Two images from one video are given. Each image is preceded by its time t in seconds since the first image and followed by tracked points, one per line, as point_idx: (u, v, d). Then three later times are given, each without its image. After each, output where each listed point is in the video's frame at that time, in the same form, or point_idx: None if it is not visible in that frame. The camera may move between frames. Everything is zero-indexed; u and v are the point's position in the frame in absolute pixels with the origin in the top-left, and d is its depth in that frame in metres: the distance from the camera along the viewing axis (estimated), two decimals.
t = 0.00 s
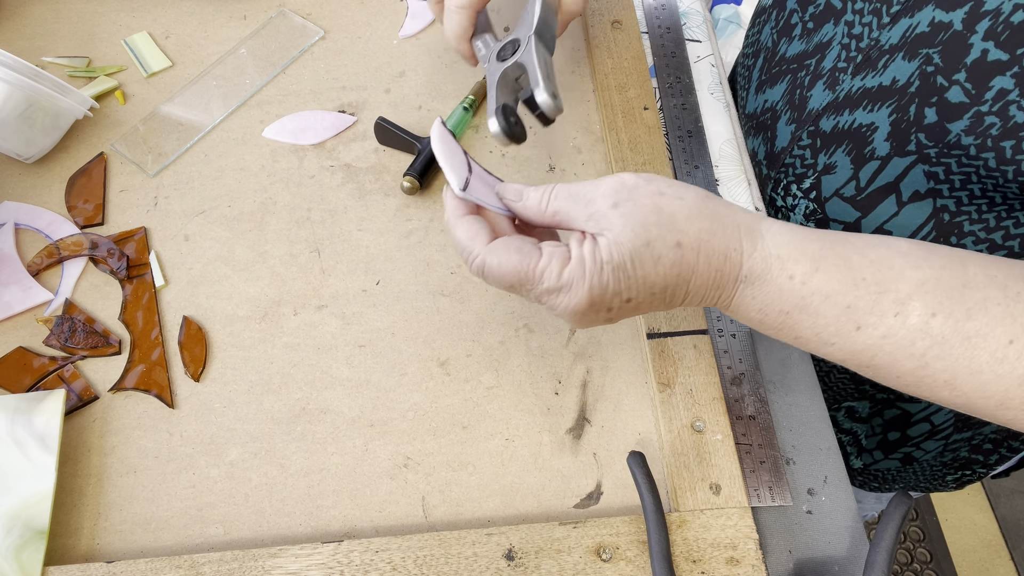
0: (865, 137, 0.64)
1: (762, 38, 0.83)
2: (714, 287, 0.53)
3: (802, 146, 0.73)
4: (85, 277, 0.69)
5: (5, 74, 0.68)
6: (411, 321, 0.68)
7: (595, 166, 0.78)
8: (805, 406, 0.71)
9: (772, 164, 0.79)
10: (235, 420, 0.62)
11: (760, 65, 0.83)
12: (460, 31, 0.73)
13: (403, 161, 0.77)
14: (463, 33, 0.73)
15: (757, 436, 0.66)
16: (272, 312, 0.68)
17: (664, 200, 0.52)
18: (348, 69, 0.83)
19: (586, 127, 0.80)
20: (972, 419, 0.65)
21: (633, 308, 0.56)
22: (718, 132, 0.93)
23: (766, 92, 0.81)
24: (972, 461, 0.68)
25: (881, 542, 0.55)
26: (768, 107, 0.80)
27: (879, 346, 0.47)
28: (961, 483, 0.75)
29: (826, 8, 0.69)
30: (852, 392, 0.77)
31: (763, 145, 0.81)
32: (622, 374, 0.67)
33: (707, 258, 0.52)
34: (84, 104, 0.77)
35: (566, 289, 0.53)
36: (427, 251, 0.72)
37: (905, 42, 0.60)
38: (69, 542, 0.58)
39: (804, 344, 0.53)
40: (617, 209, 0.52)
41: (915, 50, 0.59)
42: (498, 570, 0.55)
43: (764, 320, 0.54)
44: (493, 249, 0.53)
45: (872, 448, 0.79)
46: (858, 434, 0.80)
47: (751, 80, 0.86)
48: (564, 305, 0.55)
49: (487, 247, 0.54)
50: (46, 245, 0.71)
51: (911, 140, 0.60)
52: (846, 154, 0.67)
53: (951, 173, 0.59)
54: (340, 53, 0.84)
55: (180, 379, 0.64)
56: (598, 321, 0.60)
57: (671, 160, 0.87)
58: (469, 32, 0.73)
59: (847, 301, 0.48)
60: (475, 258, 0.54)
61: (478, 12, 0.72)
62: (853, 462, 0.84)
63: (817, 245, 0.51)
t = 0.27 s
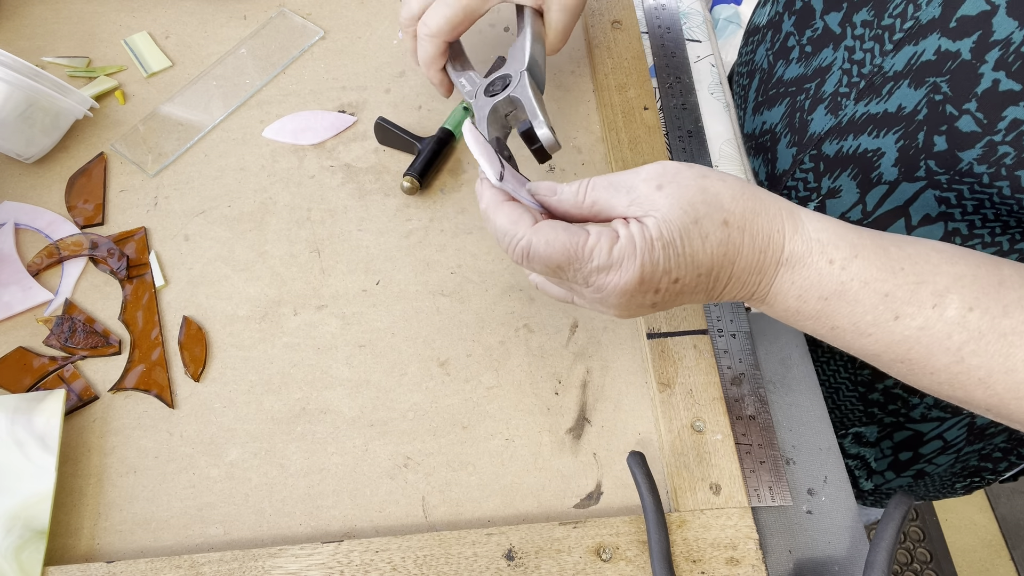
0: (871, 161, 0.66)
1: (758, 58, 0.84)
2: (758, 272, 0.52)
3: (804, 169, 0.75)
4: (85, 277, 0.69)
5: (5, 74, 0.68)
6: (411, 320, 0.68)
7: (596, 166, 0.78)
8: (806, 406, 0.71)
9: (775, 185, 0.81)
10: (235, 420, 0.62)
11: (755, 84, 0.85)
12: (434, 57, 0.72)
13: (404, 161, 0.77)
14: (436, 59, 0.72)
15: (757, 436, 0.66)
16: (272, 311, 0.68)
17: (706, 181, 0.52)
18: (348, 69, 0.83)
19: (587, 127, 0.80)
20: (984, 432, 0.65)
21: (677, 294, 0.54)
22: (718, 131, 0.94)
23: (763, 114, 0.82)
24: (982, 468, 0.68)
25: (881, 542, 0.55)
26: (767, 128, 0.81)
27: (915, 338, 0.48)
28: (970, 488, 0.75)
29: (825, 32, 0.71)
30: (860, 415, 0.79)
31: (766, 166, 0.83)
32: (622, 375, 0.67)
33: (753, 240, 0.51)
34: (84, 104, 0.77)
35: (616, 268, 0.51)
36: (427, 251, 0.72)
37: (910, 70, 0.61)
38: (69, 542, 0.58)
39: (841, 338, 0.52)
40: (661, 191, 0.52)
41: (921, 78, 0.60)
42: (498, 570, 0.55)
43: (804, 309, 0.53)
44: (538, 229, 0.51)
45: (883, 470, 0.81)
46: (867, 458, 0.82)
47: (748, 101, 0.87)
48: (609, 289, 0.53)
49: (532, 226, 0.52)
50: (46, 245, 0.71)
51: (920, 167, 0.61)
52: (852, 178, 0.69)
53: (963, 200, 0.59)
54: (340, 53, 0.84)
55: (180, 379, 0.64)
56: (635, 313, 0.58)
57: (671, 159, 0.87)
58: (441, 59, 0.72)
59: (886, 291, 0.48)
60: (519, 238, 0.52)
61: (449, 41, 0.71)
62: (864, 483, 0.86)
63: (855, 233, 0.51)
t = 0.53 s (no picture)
0: (868, 168, 0.66)
1: (756, 62, 0.85)
2: (750, 274, 0.52)
3: (801, 175, 0.75)
4: (85, 277, 0.69)
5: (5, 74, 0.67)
6: (411, 321, 0.68)
7: (596, 166, 0.78)
8: (806, 406, 0.71)
9: (771, 190, 0.81)
10: (236, 420, 0.62)
11: (752, 90, 0.85)
12: (438, 71, 0.71)
13: (403, 161, 0.77)
14: (440, 73, 0.72)
15: (757, 436, 0.66)
16: (272, 311, 0.68)
17: (698, 182, 0.52)
18: (348, 69, 0.83)
19: (587, 127, 0.80)
20: (983, 439, 0.66)
21: (669, 296, 0.54)
22: (718, 132, 0.94)
23: (760, 119, 0.82)
24: (981, 473, 0.69)
25: (881, 542, 0.55)
26: (764, 133, 0.81)
27: (908, 342, 0.48)
28: (968, 493, 0.76)
29: (822, 38, 0.71)
30: (859, 422, 0.80)
31: (762, 171, 0.83)
32: (622, 375, 0.67)
33: (744, 242, 0.51)
34: (84, 104, 0.77)
35: (605, 269, 0.51)
36: (427, 251, 0.72)
37: (906, 76, 0.61)
38: (69, 542, 0.58)
39: (836, 341, 0.52)
40: (653, 192, 0.52)
41: (917, 84, 0.60)
42: (498, 570, 0.55)
43: (796, 311, 0.53)
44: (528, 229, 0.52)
45: (881, 480, 0.81)
46: (866, 468, 0.83)
47: (745, 104, 0.87)
48: (599, 290, 0.53)
49: (523, 225, 0.52)
50: (46, 245, 0.71)
51: (917, 173, 0.61)
52: (849, 184, 0.69)
53: (961, 206, 0.59)
54: (340, 53, 0.84)
55: (180, 380, 0.64)
56: (628, 314, 0.58)
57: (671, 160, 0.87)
58: (445, 72, 0.72)
59: (879, 294, 0.48)
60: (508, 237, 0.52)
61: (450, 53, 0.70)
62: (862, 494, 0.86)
63: (849, 235, 0.51)
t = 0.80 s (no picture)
0: (868, 168, 0.66)
1: (756, 63, 0.85)
2: (753, 253, 0.52)
3: (801, 174, 0.75)
4: (85, 277, 0.69)
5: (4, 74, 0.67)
6: (411, 321, 0.68)
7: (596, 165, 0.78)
8: (806, 406, 0.71)
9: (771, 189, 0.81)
10: (235, 420, 0.62)
11: (751, 90, 0.85)
12: (437, 66, 0.71)
13: (403, 161, 0.77)
14: (440, 67, 0.72)
15: (757, 436, 0.66)
16: (272, 311, 0.68)
17: (700, 161, 0.52)
18: (348, 69, 0.83)
19: (587, 126, 0.80)
20: (982, 439, 0.67)
21: (673, 277, 0.53)
22: (718, 132, 0.94)
23: (760, 119, 0.82)
24: (980, 473, 0.70)
25: (881, 542, 0.55)
26: (765, 133, 0.81)
27: (903, 325, 0.48)
28: (966, 493, 0.77)
29: (823, 38, 0.71)
30: (859, 420, 0.81)
31: (762, 171, 0.83)
32: (622, 374, 0.67)
33: (745, 220, 0.51)
34: (84, 104, 0.77)
35: (609, 244, 0.50)
36: (427, 251, 0.72)
37: (905, 76, 0.61)
38: (69, 542, 0.58)
39: (832, 324, 0.51)
40: (654, 170, 0.52)
41: (916, 84, 0.60)
42: (498, 570, 0.55)
43: (793, 294, 0.52)
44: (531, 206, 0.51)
45: (880, 475, 0.82)
46: (865, 462, 0.83)
47: (745, 104, 0.87)
48: (604, 269, 0.52)
49: (526, 202, 0.52)
50: (46, 245, 0.71)
51: (917, 173, 0.61)
52: (849, 184, 0.69)
53: (960, 205, 0.59)
54: (340, 53, 0.84)
55: (180, 380, 0.64)
56: (631, 298, 0.57)
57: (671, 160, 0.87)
58: (445, 66, 0.72)
59: (876, 275, 0.48)
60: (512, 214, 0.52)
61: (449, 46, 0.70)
62: (860, 489, 0.87)
63: (843, 215, 0.51)
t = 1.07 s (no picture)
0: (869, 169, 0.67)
1: (756, 63, 0.86)
2: (800, 194, 0.51)
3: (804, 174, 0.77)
4: (85, 277, 0.69)
5: (5, 74, 0.67)
6: (411, 320, 0.68)
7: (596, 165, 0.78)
8: (806, 406, 0.70)
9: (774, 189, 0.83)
10: (235, 420, 0.62)
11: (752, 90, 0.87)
12: (442, 36, 0.72)
13: (404, 161, 0.77)
14: (445, 38, 0.73)
15: (757, 436, 0.66)
16: (272, 311, 0.68)
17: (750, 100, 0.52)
18: (348, 69, 0.83)
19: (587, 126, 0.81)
20: (981, 440, 0.68)
21: (725, 210, 0.50)
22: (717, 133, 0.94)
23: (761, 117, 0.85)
24: (979, 475, 0.72)
25: (881, 542, 0.55)
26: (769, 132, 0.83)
27: (937, 286, 0.48)
28: (964, 493, 0.79)
29: (823, 40, 0.71)
30: (858, 420, 0.81)
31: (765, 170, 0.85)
32: (622, 374, 0.67)
33: (796, 155, 0.51)
34: (84, 104, 0.77)
35: (671, 161, 0.47)
36: (427, 251, 0.72)
37: (905, 79, 0.61)
38: (69, 542, 0.58)
39: (863, 281, 0.51)
40: (705, 100, 0.52)
41: (917, 87, 0.60)
42: (498, 571, 0.55)
43: (832, 245, 0.51)
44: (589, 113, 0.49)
45: (879, 474, 0.83)
46: (864, 461, 0.84)
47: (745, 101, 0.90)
48: (660, 194, 0.49)
49: (583, 110, 0.49)
50: (46, 245, 0.71)
51: (918, 175, 0.62)
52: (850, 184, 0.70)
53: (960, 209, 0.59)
54: (340, 53, 0.84)
55: (180, 379, 0.64)
56: (672, 237, 0.53)
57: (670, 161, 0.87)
58: (449, 37, 0.73)
59: (915, 231, 0.49)
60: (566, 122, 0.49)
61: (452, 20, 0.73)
62: (859, 488, 0.87)
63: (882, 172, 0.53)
